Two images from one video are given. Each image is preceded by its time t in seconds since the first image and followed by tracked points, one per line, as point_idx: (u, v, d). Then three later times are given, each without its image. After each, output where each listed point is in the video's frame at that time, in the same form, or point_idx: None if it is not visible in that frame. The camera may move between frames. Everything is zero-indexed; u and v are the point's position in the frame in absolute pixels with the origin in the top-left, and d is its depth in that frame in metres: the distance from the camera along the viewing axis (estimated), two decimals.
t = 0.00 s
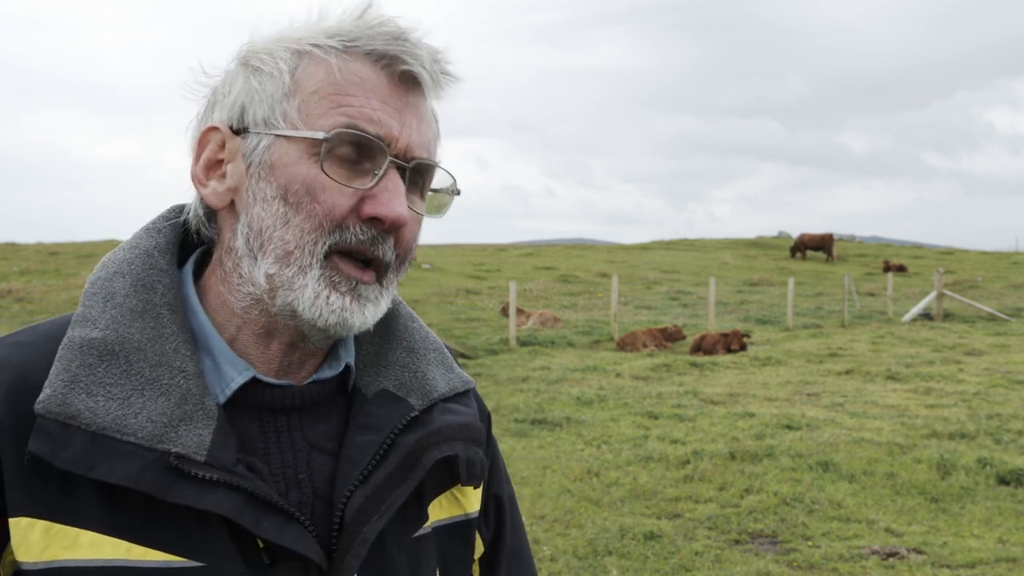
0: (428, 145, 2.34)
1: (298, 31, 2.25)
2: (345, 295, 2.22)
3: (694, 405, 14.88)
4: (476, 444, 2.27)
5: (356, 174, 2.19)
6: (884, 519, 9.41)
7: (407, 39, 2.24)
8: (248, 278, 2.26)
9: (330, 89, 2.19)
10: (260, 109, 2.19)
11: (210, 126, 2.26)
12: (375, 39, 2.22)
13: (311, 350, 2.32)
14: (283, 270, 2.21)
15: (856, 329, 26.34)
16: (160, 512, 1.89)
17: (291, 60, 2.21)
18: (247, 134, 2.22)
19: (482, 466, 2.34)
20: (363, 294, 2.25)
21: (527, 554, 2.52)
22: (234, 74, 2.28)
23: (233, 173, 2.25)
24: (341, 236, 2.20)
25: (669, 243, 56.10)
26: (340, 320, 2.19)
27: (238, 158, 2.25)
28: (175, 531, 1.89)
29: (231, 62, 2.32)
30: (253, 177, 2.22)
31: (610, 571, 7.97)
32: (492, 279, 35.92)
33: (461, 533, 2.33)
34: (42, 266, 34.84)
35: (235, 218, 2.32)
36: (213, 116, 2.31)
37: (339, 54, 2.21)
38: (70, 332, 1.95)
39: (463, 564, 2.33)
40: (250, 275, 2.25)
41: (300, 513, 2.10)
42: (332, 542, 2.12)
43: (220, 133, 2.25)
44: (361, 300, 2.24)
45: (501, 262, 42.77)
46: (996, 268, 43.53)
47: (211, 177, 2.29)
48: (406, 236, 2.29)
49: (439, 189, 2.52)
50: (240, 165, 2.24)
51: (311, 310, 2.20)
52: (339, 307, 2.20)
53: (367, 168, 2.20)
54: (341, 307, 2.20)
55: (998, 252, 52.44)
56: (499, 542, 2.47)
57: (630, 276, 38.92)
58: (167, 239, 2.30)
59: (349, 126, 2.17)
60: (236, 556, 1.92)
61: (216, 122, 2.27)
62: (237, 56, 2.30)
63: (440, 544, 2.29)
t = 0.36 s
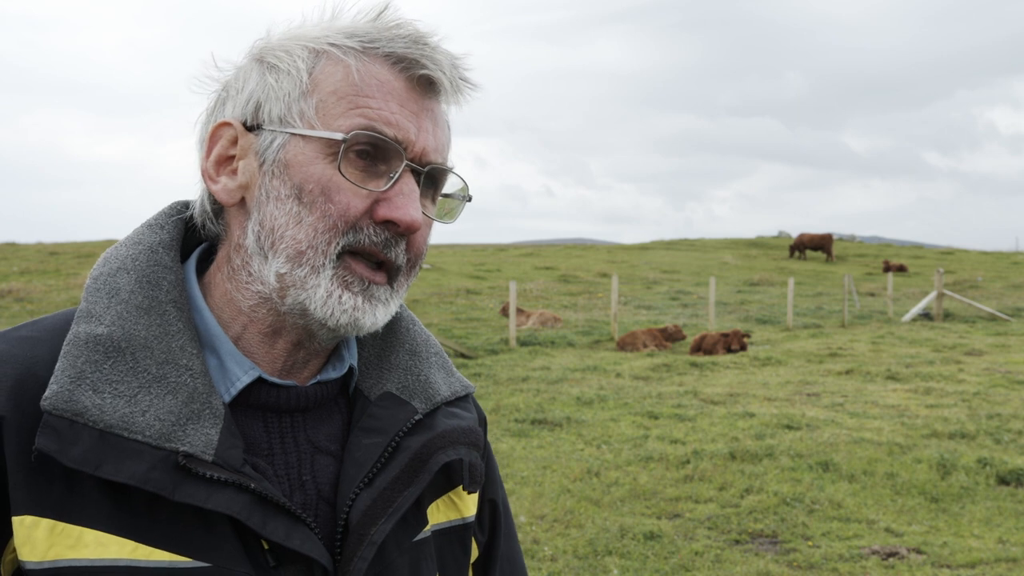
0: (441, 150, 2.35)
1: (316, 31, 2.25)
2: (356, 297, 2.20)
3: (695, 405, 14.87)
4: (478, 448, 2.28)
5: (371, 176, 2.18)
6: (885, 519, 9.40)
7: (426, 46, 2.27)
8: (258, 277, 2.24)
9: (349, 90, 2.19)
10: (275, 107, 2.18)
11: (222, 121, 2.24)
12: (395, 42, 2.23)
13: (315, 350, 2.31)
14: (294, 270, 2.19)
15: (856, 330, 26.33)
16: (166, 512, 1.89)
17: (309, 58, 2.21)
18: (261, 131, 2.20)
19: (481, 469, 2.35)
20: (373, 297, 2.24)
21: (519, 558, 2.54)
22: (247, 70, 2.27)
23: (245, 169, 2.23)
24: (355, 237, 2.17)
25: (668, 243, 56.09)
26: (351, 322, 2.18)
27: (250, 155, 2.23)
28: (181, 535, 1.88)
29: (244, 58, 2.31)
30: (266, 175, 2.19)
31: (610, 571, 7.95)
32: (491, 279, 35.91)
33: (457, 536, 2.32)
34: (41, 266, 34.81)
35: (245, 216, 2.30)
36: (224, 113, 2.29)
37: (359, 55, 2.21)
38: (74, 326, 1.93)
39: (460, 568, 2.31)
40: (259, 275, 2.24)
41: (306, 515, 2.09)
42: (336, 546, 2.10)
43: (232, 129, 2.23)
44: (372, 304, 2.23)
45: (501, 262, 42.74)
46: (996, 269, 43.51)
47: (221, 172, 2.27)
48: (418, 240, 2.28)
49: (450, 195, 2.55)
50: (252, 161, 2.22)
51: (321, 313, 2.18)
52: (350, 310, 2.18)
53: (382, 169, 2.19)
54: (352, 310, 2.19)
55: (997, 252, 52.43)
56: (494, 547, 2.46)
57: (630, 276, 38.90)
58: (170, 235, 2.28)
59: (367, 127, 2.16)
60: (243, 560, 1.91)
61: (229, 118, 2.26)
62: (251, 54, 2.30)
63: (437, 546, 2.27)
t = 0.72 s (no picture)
0: (442, 150, 2.40)
1: (316, 31, 2.30)
2: (352, 302, 2.26)
3: (695, 405, 14.92)
4: (473, 454, 2.35)
5: (368, 178, 2.23)
6: (884, 518, 9.46)
7: (424, 44, 2.31)
8: (256, 279, 2.30)
9: (346, 90, 2.24)
10: (274, 109, 2.24)
11: (223, 124, 2.31)
12: (393, 41, 2.28)
13: (312, 350, 2.37)
14: (290, 274, 2.25)
15: (856, 329, 26.39)
16: (164, 516, 1.95)
17: (307, 59, 2.26)
18: (261, 133, 2.26)
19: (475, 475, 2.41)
20: (371, 302, 2.29)
21: (507, 559, 2.60)
22: (249, 72, 2.33)
23: (244, 171, 2.29)
24: (351, 240, 2.22)
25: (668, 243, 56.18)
26: (346, 328, 2.23)
27: (250, 157, 2.29)
28: (178, 539, 1.94)
29: (246, 61, 2.38)
30: (265, 178, 2.25)
31: (610, 571, 8.00)
32: (492, 279, 35.97)
33: (448, 540, 2.37)
34: (42, 266, 34.86)
35: (245, 217, 2.35)
36: (227, 115, 2.35)
37: (357, 56, 2.26)
38: (76, 326, 1.98)
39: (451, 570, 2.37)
40: (258, 278, 2.30)
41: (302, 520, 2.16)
42: (331, 553, 2.16)
43: (233, 131, 2.29)
44: (367, 305, 2.28)
45: (501, 262, 42.80)
46: (996, 269, 43.56)
47: (222, 175, 2.33)
48: (417, 243, 2.33)
49: (453, 197, 2.61)
50: (252, 164, 2.28)
51: (316, 316, 2.24)
52: (344, 315, 2.24)
53: (380, 171, 2.24)
54: (347, 315, 2.24)
55: (997, 252, 52.52)
56: (483, 549, 2.52)
57: (630, 276, 38.96)
58: (171, 234, 2.34)
59: (364, 128, 2.21)
60: (241, 565, 1.98)
61: (230, 121, 2.32)
62: (253, 57, 2.36)
63: (429, 549, 2.33)
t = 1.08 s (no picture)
0: (441, 172, 2.35)
1: (324, 40, 2.23)
2: (343, 318, 2.21)
3: (695, 405, 14.86)
4: (457, 457, 2.30)
5: (366, 198, 2.17)
6: (885, 518, 9.40)
7: (432, 66, 2.24)
8: (247, 286, 2.24)
9: (351, 106, 2.17)
10: (277, 116, 2.17)
11: (221, 124, 2.23)
12: (402, 62, 2.21)
13: (300, 361, 2.31)
14: (283, 286, 2.19)
15: (856, 329, 26.33)
16: (151, 520, 1.88)
17: (313, 68, 2.19)
18: (260, 138, 2.19)
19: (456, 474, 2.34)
20: (360, 317, 2.24)
21: (488, 558, 2.54)
22: (251, 71, 2.26)
23: (241, 175, 2.22)
24: (346, 259, 2.17)
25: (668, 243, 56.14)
26: (336, 342, 2.18)
27: (248, 161, 2.22)
28: (165, 543, 1.88)
29: (247, 58, 2.30)
30: (262, 185, 2.19)
31: (609, 570, 7.94)
32: (492, 279, 35.91)
33: (430, 539, 2.31)
34: (41, 266, 34.80)
35: (237, 221, 2.29)
36: (224, 113, 2.27)
37: (364, 71, 2.19)
38: (63, 328, 1.92)
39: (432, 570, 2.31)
40: (249, 284, 2.23)
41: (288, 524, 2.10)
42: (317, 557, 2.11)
43: (231, 132, 2.22)
44: (358, 324, 2.24)
45: (501, 262, 42.74)
46: (996, 268, 43.50)
47: (217, 175, 2.25)
48: (410, 261, 2.27)
49: (445, 216, 2.56)
50: (249, 169, 2.21)
51: (307, 330, 2.19)
52: (335, 331, 2.19)
53: (379, 190, 2.18)
54: (337, 331, 2.19)
55: (997, 252, 52.46)
56: (464, 550, 2.45)
57: (630, 276, 38.90)
58: (160, 235, 2.27)
59: (367, 150, 2.15)
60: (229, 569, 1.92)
61: (228, 120, 2.24)
62: (256, 56, 2.27)
63: (411, 549, 2.27)
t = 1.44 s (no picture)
0: (431, 173, 2.37)
1: (316, 42, 2.24)
2: (340, 316, 2.22)
3: (694, 405, 14.87)
4: (443, 462, 2.31)
5: (362, 199, 2.18)
6: (884, 519, 9.41)
7: (425, 66, 2.27)
8: (239, 288, 2.25)
9: (346, 107, 2.18)
10: (270, 118, 2.17)
11: (211, 124, 2.22)
12: (395, 63, 2.23)
13: (287, 362, 2.33)
14: (279, 287, 2.20)
15: (856, 329, 26.35)
16: (143, 527, 1.90)
17: (306, 70, 2.20)
18: (253, 139, 2.19)
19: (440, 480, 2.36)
20: (354, 315, 2.25)
21: (466, 561, 2.56)
22: (240, 72, 2.25)
23: (232, 176, 2.22)
24: (341, 260, 2.19)
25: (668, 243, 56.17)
26: (334, 340, 2.19)
27: (239, 162, 2.21)
28: (157, 552, 1.90)
29: (235, 58, 2.29)
30: (254, 187, 2.19)
31: (610, 570, 7.95)
32: (492, 279, 35.92)
33: (412, 544, 2.34)
34: (42, 266, 34.81)
35: (228, 223, 2.29)
36: (212, 114, 2.26)
37: (359, 73, 2.21)
38: (54, 332, 1.92)
39: None
40: (241, 285, 2.24)
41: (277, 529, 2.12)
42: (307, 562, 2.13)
43: (221, 133, 2.21)
44: (353, 322, 2.25)
45: (501, 262, 42.76)
46: (996, 269, 43.50)
47: (207, 176, 2.25)
48: (405, 261, 2.29)
49: (436, 218, 2.57)
50: (241, 170, 2.21)
51: (303, 329, 2.20)
52: (333, 329, 2.20)
53: (373, 192, 2.19)
54: (334, 329, 2.20)
55: (997, 253, 52.48)
56: (443, 552, 2.47)
57: (630, 276, 38.92)
58: (149, 237, 2.28)
59: (363, 151, 2.17)
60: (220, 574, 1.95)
61: (218, 120, 2.23)
62: (245, 57, 2.27)
63: (394, 553, 2.29)
